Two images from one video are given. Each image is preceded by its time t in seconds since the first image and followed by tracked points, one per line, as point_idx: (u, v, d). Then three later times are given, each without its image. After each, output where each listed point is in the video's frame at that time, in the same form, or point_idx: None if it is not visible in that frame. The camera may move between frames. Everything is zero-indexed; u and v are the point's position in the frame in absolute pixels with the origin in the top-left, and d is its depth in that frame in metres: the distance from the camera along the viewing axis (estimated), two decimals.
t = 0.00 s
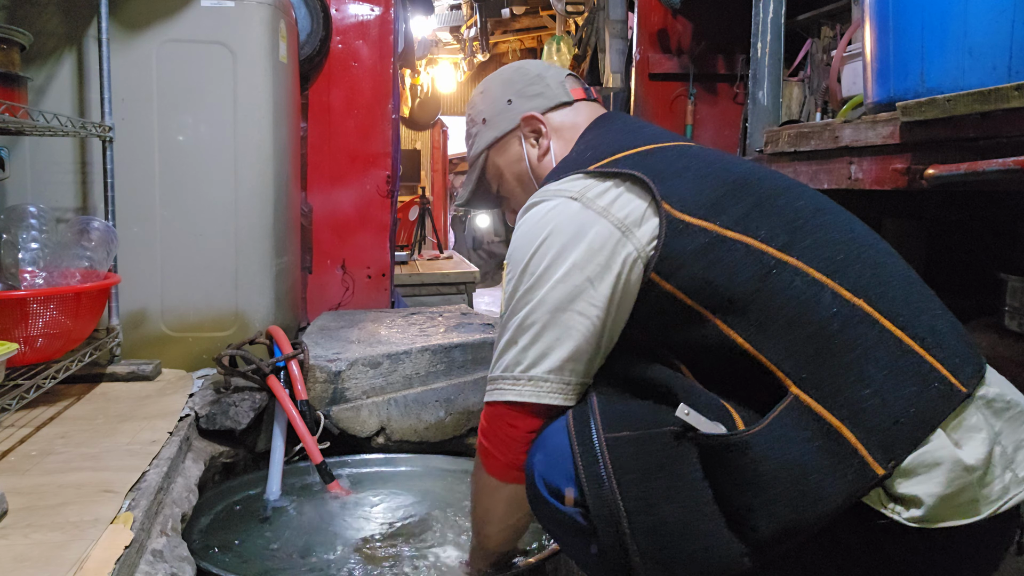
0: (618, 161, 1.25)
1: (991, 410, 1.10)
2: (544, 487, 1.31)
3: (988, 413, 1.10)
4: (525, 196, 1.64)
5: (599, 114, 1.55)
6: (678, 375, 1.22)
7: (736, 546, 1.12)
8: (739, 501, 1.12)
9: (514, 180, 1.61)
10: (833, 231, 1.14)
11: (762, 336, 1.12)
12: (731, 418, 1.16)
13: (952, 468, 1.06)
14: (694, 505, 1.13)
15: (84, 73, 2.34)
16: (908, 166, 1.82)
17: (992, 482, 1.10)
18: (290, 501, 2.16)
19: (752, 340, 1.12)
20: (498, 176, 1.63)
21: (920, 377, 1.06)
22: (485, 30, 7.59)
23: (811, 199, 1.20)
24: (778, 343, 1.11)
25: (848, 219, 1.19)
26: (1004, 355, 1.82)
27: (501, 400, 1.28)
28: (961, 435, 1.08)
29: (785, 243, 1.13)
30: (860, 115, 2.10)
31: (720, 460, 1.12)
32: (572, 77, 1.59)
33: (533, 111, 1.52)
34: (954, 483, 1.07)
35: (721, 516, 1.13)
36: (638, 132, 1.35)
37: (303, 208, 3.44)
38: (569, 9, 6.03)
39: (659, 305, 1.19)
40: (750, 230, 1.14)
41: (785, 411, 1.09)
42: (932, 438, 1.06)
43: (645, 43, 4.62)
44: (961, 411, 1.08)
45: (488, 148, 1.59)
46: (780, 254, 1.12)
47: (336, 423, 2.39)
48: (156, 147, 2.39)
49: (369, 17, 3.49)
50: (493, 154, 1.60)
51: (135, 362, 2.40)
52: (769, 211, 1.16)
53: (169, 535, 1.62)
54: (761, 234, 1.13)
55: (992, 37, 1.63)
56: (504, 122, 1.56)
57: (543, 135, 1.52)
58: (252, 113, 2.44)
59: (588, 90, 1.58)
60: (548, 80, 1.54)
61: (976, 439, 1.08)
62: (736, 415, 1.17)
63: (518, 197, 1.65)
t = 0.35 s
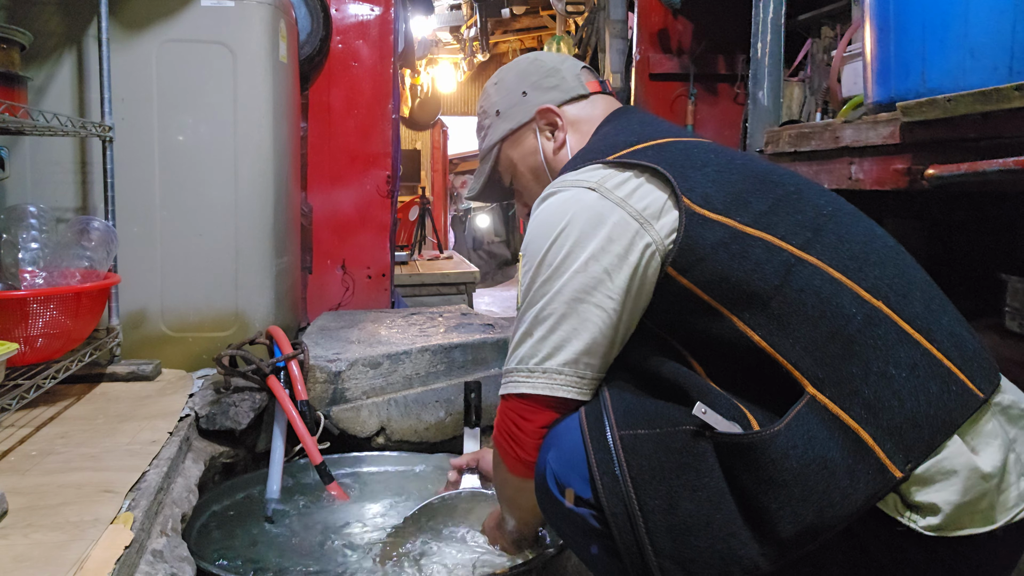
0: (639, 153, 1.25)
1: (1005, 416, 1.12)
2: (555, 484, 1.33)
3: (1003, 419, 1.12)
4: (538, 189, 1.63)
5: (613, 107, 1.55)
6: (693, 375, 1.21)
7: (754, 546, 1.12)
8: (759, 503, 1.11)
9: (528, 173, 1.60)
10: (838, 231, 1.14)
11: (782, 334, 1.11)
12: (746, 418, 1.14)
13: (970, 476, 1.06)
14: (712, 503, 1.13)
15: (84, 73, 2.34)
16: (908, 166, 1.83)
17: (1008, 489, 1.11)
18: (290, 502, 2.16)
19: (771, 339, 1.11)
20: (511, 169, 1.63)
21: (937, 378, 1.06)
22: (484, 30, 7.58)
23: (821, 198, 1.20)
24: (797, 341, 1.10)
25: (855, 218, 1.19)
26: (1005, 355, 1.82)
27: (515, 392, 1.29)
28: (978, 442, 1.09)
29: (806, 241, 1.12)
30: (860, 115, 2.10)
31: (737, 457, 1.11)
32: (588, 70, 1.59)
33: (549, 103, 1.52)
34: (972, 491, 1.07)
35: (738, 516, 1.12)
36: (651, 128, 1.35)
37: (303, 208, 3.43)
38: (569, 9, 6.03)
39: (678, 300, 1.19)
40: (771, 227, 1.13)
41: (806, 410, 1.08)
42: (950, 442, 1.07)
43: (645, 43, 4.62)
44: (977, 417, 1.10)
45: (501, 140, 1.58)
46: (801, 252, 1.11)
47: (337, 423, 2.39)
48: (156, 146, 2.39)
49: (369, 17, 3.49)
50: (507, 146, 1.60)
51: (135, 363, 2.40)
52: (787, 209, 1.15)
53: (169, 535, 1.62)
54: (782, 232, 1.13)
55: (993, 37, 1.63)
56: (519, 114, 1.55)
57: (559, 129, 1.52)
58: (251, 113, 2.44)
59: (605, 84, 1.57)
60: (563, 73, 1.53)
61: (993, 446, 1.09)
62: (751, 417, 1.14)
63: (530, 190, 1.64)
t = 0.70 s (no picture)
0: (645, 155, 1.23)
1: (1013, 423, 1.12)
2: (552, 486, 1.31)
3: (1011, 426, 1.12)
4: (542, 188, 1.62)
5: (618, 105, 1.54)
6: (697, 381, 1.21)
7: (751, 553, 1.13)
8: (760, 510, 1.12)
9: (531, 171, 1.58)
10: (842, 230, 1.14)
11: (787, 342, 1.11)
12: (749, 426, 1.14)
13: (973, 484, 1.06)
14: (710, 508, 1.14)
15: (84, 73, 2.34)
16: (908, 166, 1.82)
17: (1013, 498, 1.11)
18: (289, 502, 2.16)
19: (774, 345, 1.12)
20: (514, 165, 1.62)
21: (943, 385, 1.06)
22: (484, 30, 7.58)
23: (828, 198, 1.19)
24: (802, 349, 1.10)
25: (863, 218, 1.18)
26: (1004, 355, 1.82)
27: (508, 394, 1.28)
28: (984, 451, 1.09)
29: (812, 245, 1.12)
30: (860, 115, 2.10)
31: (736, 464, 1.12)
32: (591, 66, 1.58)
33: (553, 99, 1.51)
34: (975, 500, 1.07)
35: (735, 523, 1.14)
36: (657, 126, 1.33)
37: (303, 208, 3.43)
38: (569, 9, 6.04)
39: (683, 305, 1.17)
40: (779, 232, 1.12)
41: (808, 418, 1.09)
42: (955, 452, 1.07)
43: (645, 43, 4.62)
44: (983, 425, 1.10)
45: (505, 135, 1.58)
46: (806, 257, 1.11)
47: (336, 423, 2.39)
48: (156, 147, 2.39)
49: (369, 17, 3.49)
50: (511, 143, 1.59)
51: (134, 363, 2.40)
52: (794, 211, 1.14)
53: (169, 534, 1.62)
54: (788, 236, 1.12)
55: (993, 37, 1.63)
56: (523, 110, 1.54)
57: (563, 125, 1.50)
58: (251, 113, 2.44)
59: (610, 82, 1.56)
60: (568, 69, 1.52)
61: (998, 454, 1.09)
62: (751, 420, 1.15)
63: (534, 189, 1.63)
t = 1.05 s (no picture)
0: (638, 141, 1.15)
1: (1009, 443, 1.04)
2: (525, 502, 1.35)
3: (1006, 446, 1.04)
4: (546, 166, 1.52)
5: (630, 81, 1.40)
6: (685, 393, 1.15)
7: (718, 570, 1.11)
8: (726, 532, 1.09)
9: (533, 148, 1.49)
10: (843, 227, 1.06)
11: (767, 348, 1.05)
12: (718, 446, 1.10)
13: (943, 506, 1.02)
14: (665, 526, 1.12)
15: (84, 73, 2.34)
16: (908, 166, 1.82)
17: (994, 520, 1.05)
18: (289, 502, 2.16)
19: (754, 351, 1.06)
20: (516, 141, 1.52)
21: (928, 401, 1.01)
22: (484, 30, 7.58)
23: (829, 191, 1.10)
24: (788, 358, 1.04)
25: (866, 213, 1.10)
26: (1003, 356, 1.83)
27: (493, 389, 1.17)
28: (967, 471, 1.03)
29: (802, 248, 1.04)
30: (860, 116, 2.10)
31: (702, 489, 1.07)
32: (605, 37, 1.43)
33: (557, 76, 1.39)
34: (948, 523, 1.02)
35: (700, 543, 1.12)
36: (660, 106, 1.23)
37: (303, 208, 3.43)
38: (569, 9, 6.06)
39: (672, 302, 1.13)
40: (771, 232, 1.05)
41: (779, 434, 1.04)
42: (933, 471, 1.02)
43: (645, 43, 4.62)
44: (970, 446, 1.03)
45: (507, 110, 1.47)
46: (793, 260, 1.04)
47: (336, 423, 2.39)
48: (156, 147, 2.39)
49: (369, 17, 3.49)
50: (513, 117, 1.48)
51: (135, 363, 2.40)
52: (787, 207, 1.06)
53: (169, 535, 1.62)
54: (777, 237, 1.05)
55: (992, 37, 1.63)
56: (526, 84, 1.43)
57: (565, 104, 1.39)
58: (251, 113, 2.44)
59: (620, 56, 1.42)
60: (575, 42, 1.39)
61: (982, 476, 1.03)
62: (713, 421, 1.11)
63: (537, 165, 1.54)
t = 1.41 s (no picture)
0: (611, 116, 1.12)
1: (974, 453, 0.95)
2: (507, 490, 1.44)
3: (969, 457, 0.95)
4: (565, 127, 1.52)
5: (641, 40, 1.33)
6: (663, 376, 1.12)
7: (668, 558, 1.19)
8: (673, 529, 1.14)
9: (550, 112, 1.49)
10: (813, 208, 1.00)
11: (721, 337, 1.04)
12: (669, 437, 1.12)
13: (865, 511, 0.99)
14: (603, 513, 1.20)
15: (84, 73, 2.34)
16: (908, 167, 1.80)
17: (937, 533, 0.98)
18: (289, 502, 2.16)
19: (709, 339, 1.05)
20: (536, 104, 1.52)
21: (881, 404, 0.96)
22: (484, 30, 7.58)
23: (817, 172, 1.03)
24: (743, 346, 1.02)
25: (862, 197, 1.02)
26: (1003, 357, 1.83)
27: (489, 372, 1.18)
28: (900, 482, 0.98)
29: (767, 231, 1.00)
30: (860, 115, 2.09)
31: (649, 487, 1.12)
32: None
33: (561, 44, 1.36)
34: (869, 529, 0.99)
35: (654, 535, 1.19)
36: (668, 74, 1.16)
37: (303, 208, 3.43)
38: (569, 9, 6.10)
39: (641, 285, 1.11)
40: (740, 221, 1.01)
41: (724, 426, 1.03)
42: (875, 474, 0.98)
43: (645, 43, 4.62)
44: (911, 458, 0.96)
45: (523, 78, 1.47)
46: (749, 244, 1.00)
47: (336, 423, 2.39)
48: (156, 147, 2.39)
49: (369, 17, 3.50)
50: (529, 83, 1.48)
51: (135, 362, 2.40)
52: (748, 190, 1.02)
53: (169, 534, 1.62)
54: (738, 219, 1.01)
55: (992, 36, 1.63)
56: (536, 53, 1.41)
57: (571, 73, 1.37)
58: (251, 113, 2.44)
59: (633, 14, 1.33)
60: (580, 7, 1.33)
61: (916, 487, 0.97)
62: (670, 416, 1.13)
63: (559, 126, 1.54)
